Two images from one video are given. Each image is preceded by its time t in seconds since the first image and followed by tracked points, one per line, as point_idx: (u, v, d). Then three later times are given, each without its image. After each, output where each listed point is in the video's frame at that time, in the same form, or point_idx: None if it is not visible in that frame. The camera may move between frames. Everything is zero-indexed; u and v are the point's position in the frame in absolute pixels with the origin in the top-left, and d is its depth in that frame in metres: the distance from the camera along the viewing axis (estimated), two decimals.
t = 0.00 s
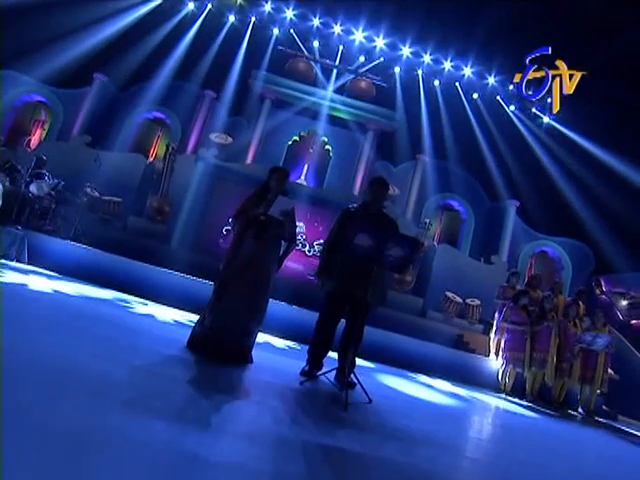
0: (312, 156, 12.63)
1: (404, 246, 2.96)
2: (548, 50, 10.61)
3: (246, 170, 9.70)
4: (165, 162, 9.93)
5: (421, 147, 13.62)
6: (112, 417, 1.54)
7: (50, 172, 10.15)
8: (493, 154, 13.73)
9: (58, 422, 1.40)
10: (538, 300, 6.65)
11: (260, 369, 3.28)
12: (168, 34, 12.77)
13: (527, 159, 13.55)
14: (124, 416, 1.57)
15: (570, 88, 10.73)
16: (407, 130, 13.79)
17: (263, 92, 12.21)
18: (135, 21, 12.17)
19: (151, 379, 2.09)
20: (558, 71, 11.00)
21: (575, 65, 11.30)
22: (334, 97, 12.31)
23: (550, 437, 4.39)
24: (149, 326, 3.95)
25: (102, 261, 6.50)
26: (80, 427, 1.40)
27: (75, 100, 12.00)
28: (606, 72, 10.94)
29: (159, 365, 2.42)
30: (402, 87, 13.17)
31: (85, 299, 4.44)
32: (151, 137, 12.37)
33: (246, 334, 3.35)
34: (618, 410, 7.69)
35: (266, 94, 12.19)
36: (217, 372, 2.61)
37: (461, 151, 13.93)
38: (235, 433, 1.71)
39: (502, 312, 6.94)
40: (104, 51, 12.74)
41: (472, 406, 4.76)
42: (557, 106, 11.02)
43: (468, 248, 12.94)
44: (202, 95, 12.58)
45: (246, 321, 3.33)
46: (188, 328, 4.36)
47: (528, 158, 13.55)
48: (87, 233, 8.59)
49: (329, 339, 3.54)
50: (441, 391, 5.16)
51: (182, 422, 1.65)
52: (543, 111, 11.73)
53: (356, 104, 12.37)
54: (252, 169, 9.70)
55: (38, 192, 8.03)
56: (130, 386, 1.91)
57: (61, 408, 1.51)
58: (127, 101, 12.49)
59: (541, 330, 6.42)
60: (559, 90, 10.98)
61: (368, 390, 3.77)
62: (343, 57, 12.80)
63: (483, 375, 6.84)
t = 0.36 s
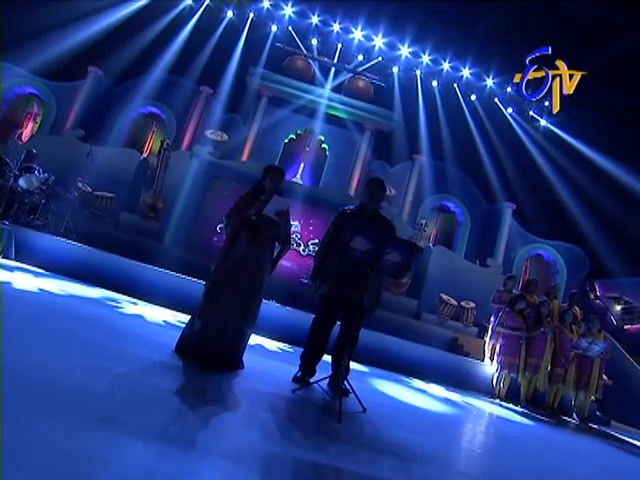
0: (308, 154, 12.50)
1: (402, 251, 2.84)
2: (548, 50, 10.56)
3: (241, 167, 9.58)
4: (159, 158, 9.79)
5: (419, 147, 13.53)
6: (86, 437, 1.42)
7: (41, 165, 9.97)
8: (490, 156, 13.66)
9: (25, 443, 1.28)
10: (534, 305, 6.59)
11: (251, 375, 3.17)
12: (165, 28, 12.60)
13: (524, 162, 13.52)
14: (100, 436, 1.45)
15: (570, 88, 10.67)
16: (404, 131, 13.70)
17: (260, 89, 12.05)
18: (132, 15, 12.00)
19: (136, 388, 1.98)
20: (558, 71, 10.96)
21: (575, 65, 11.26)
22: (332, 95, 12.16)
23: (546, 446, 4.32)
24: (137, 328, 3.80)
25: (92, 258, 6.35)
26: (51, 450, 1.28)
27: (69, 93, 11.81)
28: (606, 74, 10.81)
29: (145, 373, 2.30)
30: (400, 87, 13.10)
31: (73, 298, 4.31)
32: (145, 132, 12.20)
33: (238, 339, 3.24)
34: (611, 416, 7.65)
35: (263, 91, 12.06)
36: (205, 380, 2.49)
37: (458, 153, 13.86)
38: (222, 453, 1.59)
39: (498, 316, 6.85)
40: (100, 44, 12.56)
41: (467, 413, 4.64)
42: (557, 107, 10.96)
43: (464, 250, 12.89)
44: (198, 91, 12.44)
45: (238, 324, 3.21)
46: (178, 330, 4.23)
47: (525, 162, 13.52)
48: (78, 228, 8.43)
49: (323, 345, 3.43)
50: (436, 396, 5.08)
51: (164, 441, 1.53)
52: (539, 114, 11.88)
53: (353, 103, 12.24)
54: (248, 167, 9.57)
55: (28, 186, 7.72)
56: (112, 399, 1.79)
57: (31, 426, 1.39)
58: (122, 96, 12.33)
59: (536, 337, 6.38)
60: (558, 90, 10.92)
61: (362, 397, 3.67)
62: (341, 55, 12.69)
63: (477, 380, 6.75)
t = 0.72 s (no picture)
0: (306, 154, 12.44)
1: (403, 256, 2.73)
2: (548, 50, 10.40)
3: (238, 167, 9.46)
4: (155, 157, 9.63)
5: (417, 147, 13.42)
6: (62, 466, 1.30)
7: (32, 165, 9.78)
8: (489, 156, 13.56)
9: None
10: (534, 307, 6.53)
11: (244, 384, 3.05)
12: (161, 25, 12.47)
13: (523, 161, 13.44)
14: (77, 464, 1.33)
15: (570, 88, 10.56)
16: (403, 130, 13.56)
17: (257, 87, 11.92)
18: (127, 11, 11.86)
19: (121, 405, 1.87)
20: (558, 71, 10.79)
21: (575, 65, 11.12)
22: (330, 94, 12.04)
23: (547, 452, 4.23)
24: (128, 335, 3.66)
25: (85, 260, 6.23)
26: None
27: (63, 92, 11.66)
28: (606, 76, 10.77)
29: (133, 387, 2.18)
30: (398, 86, 13.01)
31: (63, 302, 4.18)
32: (141, 130, 12.05)
33: (234, 346, 3.14)
34: (611, 419, 7.58)
35: (260, 89, 11.93)
36: (198, 392, 2.38)
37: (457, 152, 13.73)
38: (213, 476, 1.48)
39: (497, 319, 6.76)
40: (95, 41, 12.40)
41: (467, 420, 4.53)
42: (557, 107, 10.86)
43: (462, 250, 12.80)
44: (195, 89, 12.29)
45: (234, 331, 3.10)
46: (171, 336, 4.11)
47: (524, 160, 13.46)
48: (71, 229, 8.28)
49: (320, 351, 3.31)
50: (435, 402, 4.99)
51: (148, 468, 1.42)
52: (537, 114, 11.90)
53: (351, 102, 12.11)
54: (245, 166, 9.48)
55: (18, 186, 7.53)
56: (96, 420, 1.68)
57: None
58: (118, 94, 12.19)
59: (537, 340, 6.29)
60: (559, 90, 10.78)
61: (360, 406, 3.57)
62: (340, 54, 12.64)
63: (476, 383, 6.65)
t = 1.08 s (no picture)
0: (304, 152, 12.25)
1: (406, 262, 2.61)
2: (548, 50, 10.35)
3: (236, 166, 9.34)
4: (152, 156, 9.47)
5: (417, 146, 13.31)
6: None
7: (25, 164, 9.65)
8: (489, 155, 13.44)
9: None
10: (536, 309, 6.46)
11: (241, 393, 2.93)
12: (158, 22, 12.33)
13: (523, 161, 13.33)
14: None
15: (570, 88, 10.55)
16: (402, 129, 13.42)
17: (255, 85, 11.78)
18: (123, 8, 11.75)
19: (105, 427, 1.76)
20: (558, 71, 10.79)
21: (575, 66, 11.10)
22: (329, 92, 11.93)
23: (551, 459, 4.14)
24: (121, 342, 3.54)
25: (79, 262, 6.11)
26: None
27: (58, 90, 11.52)
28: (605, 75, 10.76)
29: (121, 403, 2.08)
30: (397, 84, 12.94)
31: (54, 306, 4.07)
32: (137, 129, 11.91)
33: (230, 354, 3.01)
34: (614, 422, 7.49)
35: (258, 88, 11.79)
36: (190, 407, 2.27)
37: (457, 151, 13.61)
38: None
39: (499, 322, 6.67)
40: (91, 38, 12.27)
41: (470, 426, 4.44)
42: (557, 106, 10.83)
43: (462, 250, 12.70)
44: (192, 88, 12.13)
45: (230, 338, 2.98)
46: (166, 341, 3.99)
47: (524, 160, 13.35)
48: (65, 229, 8.15)
49: (320, 358, 3.21)
50: (437, 407, 4.90)
51: None
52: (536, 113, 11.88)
53: (350, 101, 11.96)
54: (242, 165, 9.36)
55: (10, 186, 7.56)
56: (77, 446, 1.57)
57: None
58: (114, 92, 12.05)
59: (540, 343, 6.20)
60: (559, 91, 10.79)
61: (361, 414, 3.47)
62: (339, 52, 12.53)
63: (478, 386, 6.55)
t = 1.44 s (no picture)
0: (304, 144, 12.07)
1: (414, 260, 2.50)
2: (548, 50, 10.38)
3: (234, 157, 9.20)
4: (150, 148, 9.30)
5: (418, 137, 13.14)
6: None
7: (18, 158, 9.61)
8: (491, 147, 13.28)
9: None
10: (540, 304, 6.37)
11: (239, 395, 2.83)
12: (155, 11, 12.10)
13: (526, 152, 13.16)
14: None
15: (570, 88, 10.79)
16: (404, 120, 13.22)
17: (254, 76, 11.58)
18: None
19: (91, 441, 1.68)
20: (558, 70, 10.93)
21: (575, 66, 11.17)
22: (329, 83, 11.70)
23: (556, 458, 4.06)
24: (115, 343, 3.43)
25: (75, 256, 5.99)
26: None
27: (53, 80, 11.32)
28: (607, 68, 10.63)
29: (110, 412, 1.98)
30: (399, 74, 12.72)
31: (48, 304, 3.96)
32: (135, 120, 11.74)
33: (229, 355, 2.90)
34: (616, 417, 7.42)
35: (257, 78, 11.59)
36: (183, 416, 2.18)
37: (460, 143, 13.42)
38: None
39: (502, 317, 6.57)
40: (87, 27, 12.09)
41: (473, 423, 4.37)
42: (557, 107, 11.13)
43: (463, 243, 12.58)
44: (190, 79, 11.93)
45: (229, 338, 2.88)
46: (162, 341, 3.89)
47: (527, 151, 13.18)
48: (61, 222, 8.04)
49: (321, 358, 3.10)
50: (440, 404, 4.84)
51: None
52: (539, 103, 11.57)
53: (350, 91, 11.74)
54: (241, 156, 9.23)
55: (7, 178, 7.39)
56: (58, 467, 1.47)
57: None
58: (111, 82, 11.86)
59: (544, 338, 6.14)
60: (559, 90, 11.00)
61: (363, 416, 3.38)
62: (339, 42, 12.31)
63: (481, 382, 6.46)
